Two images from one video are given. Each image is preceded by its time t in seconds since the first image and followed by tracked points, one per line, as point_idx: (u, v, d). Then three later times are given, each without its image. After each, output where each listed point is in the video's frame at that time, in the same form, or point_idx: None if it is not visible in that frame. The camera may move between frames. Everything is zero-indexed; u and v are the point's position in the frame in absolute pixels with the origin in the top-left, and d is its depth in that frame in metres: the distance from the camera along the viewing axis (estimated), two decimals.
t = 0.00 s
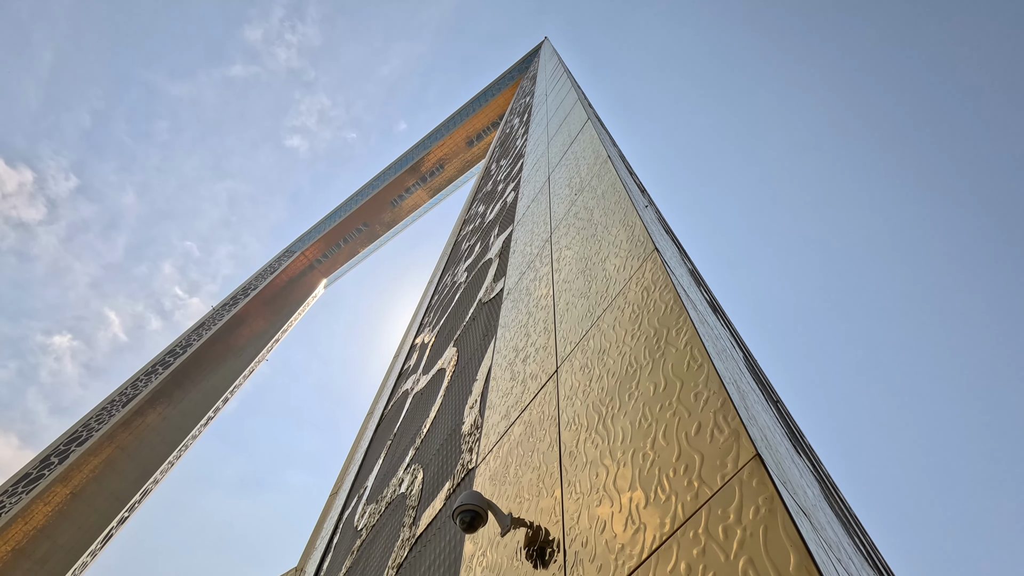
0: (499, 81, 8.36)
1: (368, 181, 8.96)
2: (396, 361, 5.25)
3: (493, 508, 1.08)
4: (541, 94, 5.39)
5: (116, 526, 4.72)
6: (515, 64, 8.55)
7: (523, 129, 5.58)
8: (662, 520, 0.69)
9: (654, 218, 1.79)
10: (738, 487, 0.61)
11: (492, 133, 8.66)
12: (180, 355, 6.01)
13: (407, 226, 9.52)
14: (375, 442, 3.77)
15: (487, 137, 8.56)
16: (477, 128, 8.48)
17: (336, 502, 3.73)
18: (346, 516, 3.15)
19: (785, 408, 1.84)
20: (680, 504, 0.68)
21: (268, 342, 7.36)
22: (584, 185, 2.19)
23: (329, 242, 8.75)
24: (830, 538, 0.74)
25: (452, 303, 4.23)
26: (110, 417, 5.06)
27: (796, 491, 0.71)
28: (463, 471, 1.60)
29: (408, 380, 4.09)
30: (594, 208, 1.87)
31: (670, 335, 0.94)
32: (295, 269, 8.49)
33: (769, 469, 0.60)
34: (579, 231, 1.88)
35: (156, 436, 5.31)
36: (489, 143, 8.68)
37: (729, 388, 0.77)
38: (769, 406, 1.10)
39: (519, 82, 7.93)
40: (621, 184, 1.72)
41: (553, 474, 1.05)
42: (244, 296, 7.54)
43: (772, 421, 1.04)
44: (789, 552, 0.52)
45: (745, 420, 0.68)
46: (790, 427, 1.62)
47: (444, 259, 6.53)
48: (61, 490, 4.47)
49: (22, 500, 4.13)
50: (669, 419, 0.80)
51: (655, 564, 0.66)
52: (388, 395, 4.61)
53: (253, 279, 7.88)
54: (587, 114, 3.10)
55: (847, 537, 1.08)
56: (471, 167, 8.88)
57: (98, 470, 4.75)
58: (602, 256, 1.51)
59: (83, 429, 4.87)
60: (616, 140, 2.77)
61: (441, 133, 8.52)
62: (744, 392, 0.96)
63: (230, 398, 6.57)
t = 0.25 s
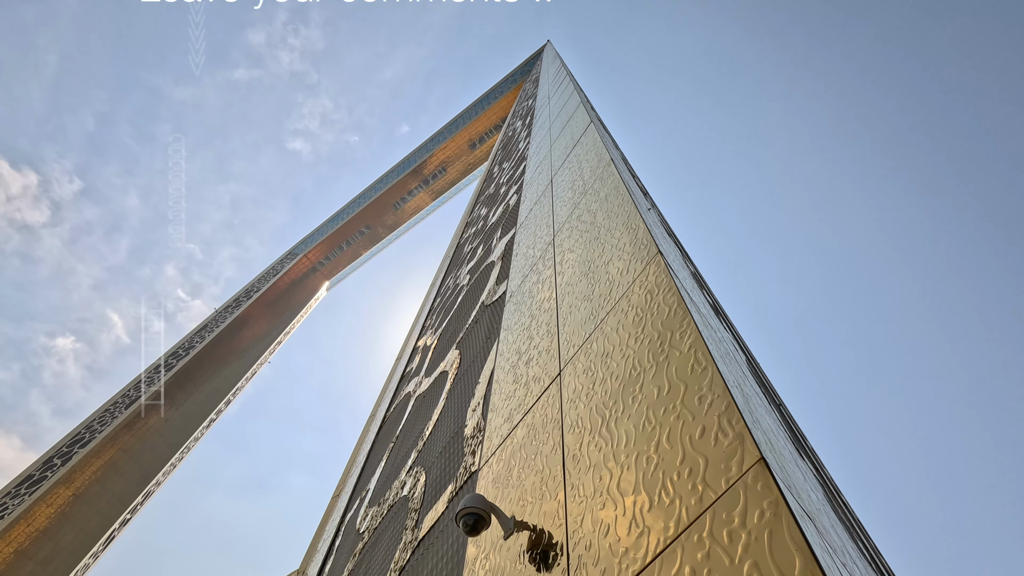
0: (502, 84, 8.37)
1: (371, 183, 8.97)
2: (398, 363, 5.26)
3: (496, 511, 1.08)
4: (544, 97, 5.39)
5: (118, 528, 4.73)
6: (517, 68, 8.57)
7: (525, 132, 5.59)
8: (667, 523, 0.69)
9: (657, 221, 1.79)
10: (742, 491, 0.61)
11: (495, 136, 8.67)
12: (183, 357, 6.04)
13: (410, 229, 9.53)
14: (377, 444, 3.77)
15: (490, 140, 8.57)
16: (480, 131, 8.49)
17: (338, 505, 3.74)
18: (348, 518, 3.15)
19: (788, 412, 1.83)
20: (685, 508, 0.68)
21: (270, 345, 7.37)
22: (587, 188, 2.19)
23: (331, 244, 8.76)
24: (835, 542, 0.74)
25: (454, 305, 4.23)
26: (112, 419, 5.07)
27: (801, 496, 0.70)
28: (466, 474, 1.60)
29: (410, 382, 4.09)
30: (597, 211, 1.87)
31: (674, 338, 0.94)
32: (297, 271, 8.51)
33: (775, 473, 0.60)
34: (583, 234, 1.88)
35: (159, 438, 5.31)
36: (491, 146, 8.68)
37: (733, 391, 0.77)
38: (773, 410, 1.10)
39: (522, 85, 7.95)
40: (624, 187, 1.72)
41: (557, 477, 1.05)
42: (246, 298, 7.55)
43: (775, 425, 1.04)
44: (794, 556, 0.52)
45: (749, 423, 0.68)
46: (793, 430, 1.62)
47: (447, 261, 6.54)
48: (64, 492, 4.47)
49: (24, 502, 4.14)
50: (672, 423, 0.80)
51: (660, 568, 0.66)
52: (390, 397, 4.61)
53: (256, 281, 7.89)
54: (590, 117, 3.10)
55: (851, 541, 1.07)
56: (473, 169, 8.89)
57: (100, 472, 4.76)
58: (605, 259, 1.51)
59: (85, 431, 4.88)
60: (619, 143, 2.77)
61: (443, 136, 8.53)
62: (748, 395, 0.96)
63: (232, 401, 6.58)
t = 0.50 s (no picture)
0: (504, 86, 8.38)
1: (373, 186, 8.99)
2: (400, 365, 5.26)
3: (498, 513, 1.08)
4: (546, 99, 5.40)
5: (120, 530, 4.73)
6: (519, 70, 8.58)
7: (527, 134, 5.59)
8: (668, 526, 0.69)
9: (658, 222, 1.79)
10: (743, 493, 0.61)
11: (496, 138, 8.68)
12: (185, 358, 6.05)
13: (412, 231, 9.54)
14: (379, 446, 3.76)
15: (492, 142, 8.58)
16: (482, 133, 8.50)
17: (340, 507, 3.73)
18: (350, 520, 3.14)
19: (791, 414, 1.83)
20: (686, 511, 0.68)
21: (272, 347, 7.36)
22: (589, 190, 2.20)
23: (334, 246, 8.79)
24: (837, 545, 0.74)
25: (456, 307, 4.23)
26: (115, 420, 5.08)
27: (803, 498, 0.70)
28: (467, 476, 1.60)
29: (412, 384, 4.09)
30: (598, 213, 1.88)
31: (675, 340, 0.94)
32: (299, 273, 8.51)
33: (776, 475, 0.60)
34: (584, 235, 1.88)
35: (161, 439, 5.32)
36: (494, 148, 8.69)
37: (734, 393, 0.77)
38: (774, 411, 1.10)
39: (524, 87, 7.95)
40: (626, 189, 1.72)
41: (558, 478, 1.05)
42: (248, 300, 7.55)
43: (778, 425, 1.04)
44: (795, 559, 0.52)
45: (750, 426, 0.68)
46: (796, 432, 1.62)
47: (449, 263, 6.54)
48: (66, 493, 4.46)
49: (26, 503, 4.15)
50: (674, 425, 0.80)
51: (661, 570, 0.66)
52: (392, 399, 4.61)
53: (258, 283, 7.91)
54: (592, 119, 3.11)
55: (854, 543, 1.07)
56: (475, 171, 8.90)
57: (103, 473, 4.76)
58: (606, 261, 1.52)
59: (88, 433, 4.87)
60: (622, 145, 2.77)
61: (445, 138, 8.54)
62: (750, 397, 0.96)
63: (234, 402, 6.59)
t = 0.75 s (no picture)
0: (505, 88, 8.39)
1: (375, 187, 9.00)
2: (402, 366, 5.26)
3: (499, 514, 1.08)
4: (547, 100, 5.40)
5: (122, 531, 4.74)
6: (521, 72, 8.59)
7: (529, 135, 5.60)
8: (668, 527, 0.69)
9: (659, 224, 1.79)
10: (743, 495, 0.61)
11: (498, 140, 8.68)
12: (188, 360, 6.06)
13: (414, 232, 9.55)
14: (381, 447, 3.77)
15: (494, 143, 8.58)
16: (483, 135, 8.51)
17: (342, 507, 3.74)
18: (351, 521, 3.15)
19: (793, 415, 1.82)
20: (686, 511, 0.68)
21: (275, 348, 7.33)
22: (590, 191, 2.20)
23: (335, 248, 8.80)
24: (838, 545, 0.74)
25: (458, 308, 4.24)
26: (117, 421, 5.09)
27: (804, 500, 0.70)
28: (468, 477, 1.60)
29: (414, 385, 4.09)
30: (599, 214, 1.88)
31: (676, 341, 0.94)
32: (301, 275, 8.53)
33: (775, 476, 0.60)
34: (586, 236, 1.88)
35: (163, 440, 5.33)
36: (495, 149, 8.70)
37: (735, 394, 0.77)
38: (775, 411, 1.10)
39: (525, 89, 7.96)
40: (627, 190, 1.72)
41: (558, 480, 1.05)
42: (250, 302, 7.54)
43: (779, 426, 1.04)
44: (795, 560, 0.52)
45: (750, 426, 0.68)
46: (798, 433, 1.61)
47: (450, 264, 6.55)
48: (68, 494, 4.47)
49: (29, 505, 4.16)
50: (674, 426, 0.80)
51: (661, 571, 0.66)
52: (394, 400, 4.62)
53: (260, 284, 7.93)
54: (593, 120, 3.11)
55: (856, 543, 1.07)
56: (477, 173, 8.90)
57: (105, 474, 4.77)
58: (607, 262, 1.52)
59: (90, 434, 4.89)
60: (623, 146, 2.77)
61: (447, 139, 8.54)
62: (751, 398, 0.96)
63: (236, 403, 6.60)
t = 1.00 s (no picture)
0: (506, 89, 8.39)
1: (375, 188, 9.01)
2: (403, 366, 5.27)
3: (499, 514, 1.08)
4: (548, 101, 5.41)
5: (124, 531, 4.74)
6: (521, 73, 8.60)
7: (530, 135, 5.60)
8: (668, 526, 0.69)
9: (660, 224, 1.79)
10: (744, 494, 0.61)
11: (498, 140, 8.69)
12: (189, 360, 6.07)
13: (414, 233, 9.56)
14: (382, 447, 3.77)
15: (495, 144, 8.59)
16: (484, 135, 8.51)
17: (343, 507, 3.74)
18: (352, 521, 3.15)
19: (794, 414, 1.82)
20: (686, 510, 0.68)
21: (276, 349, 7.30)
22: (590, 191, 2.20)
23: (336, 248, 8.81)
24: (839, 543, 0.74)
25: (459, 308, 4.24)
26: (119, 422, 5.10)
27: (804, 498, 0.70)
28: (468, 477, 1.60)
29: (414, 385, 4.11)
30: (600, 213, 1.88)
31: (676, 341, 0.94)
32: (302, 276, 8.54)
33: (776, 475, 0.60)
34: (585, 237, 1.89)
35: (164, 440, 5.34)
36: (496, 150, 8.70)
37: (735, 393, 0.76)
38: (776, 410, 1.10)
39: (525, 90, 7.97)
40: (627, 190, 1.72)
41: (559, 479, 1.05)
42: (251, 302, 7.52)
43: (780, 425, 1.04)
44: (796, 558, 0.52)
45: (751, 425, 0.68)
46: (799, 432, 1.61)
47: (451, 265, 6.55)
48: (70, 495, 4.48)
49: (31, 505, 4.17)
50: (674, 425, 0.80)
51: (662, 570, 0.65)
52: (395, 400, 4.63)
53: (261, 285, 7.93)
54: (593, 120, 3.11)
55: (857, 542, 1.07)
56: (477, 174, 8.91)
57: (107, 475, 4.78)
58: (608, 262, 1.52)
59: (92, 434, 4.89)
60: (623, 146, 2.78)
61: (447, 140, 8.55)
62: (752, 397, 0.95)
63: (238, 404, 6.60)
